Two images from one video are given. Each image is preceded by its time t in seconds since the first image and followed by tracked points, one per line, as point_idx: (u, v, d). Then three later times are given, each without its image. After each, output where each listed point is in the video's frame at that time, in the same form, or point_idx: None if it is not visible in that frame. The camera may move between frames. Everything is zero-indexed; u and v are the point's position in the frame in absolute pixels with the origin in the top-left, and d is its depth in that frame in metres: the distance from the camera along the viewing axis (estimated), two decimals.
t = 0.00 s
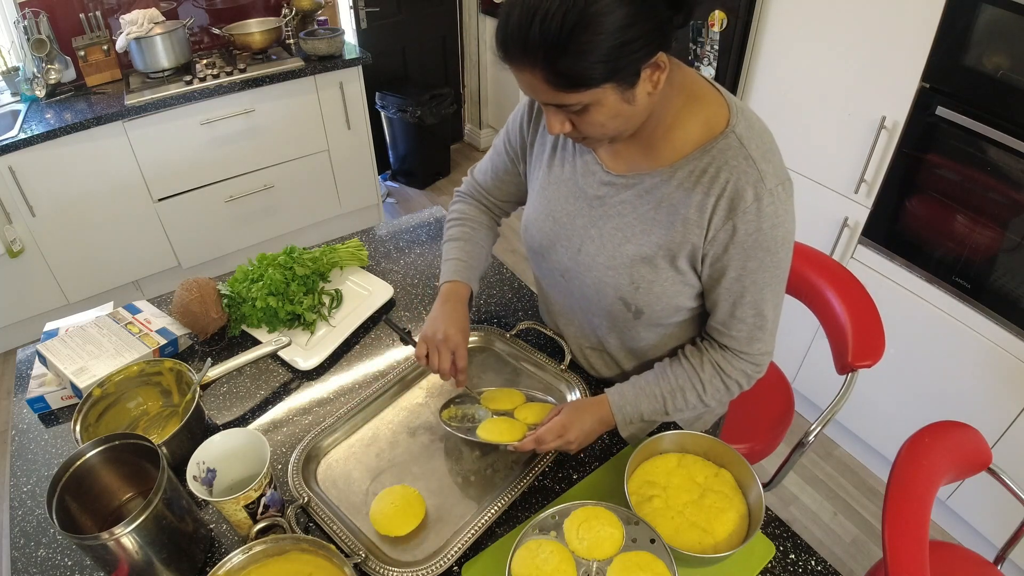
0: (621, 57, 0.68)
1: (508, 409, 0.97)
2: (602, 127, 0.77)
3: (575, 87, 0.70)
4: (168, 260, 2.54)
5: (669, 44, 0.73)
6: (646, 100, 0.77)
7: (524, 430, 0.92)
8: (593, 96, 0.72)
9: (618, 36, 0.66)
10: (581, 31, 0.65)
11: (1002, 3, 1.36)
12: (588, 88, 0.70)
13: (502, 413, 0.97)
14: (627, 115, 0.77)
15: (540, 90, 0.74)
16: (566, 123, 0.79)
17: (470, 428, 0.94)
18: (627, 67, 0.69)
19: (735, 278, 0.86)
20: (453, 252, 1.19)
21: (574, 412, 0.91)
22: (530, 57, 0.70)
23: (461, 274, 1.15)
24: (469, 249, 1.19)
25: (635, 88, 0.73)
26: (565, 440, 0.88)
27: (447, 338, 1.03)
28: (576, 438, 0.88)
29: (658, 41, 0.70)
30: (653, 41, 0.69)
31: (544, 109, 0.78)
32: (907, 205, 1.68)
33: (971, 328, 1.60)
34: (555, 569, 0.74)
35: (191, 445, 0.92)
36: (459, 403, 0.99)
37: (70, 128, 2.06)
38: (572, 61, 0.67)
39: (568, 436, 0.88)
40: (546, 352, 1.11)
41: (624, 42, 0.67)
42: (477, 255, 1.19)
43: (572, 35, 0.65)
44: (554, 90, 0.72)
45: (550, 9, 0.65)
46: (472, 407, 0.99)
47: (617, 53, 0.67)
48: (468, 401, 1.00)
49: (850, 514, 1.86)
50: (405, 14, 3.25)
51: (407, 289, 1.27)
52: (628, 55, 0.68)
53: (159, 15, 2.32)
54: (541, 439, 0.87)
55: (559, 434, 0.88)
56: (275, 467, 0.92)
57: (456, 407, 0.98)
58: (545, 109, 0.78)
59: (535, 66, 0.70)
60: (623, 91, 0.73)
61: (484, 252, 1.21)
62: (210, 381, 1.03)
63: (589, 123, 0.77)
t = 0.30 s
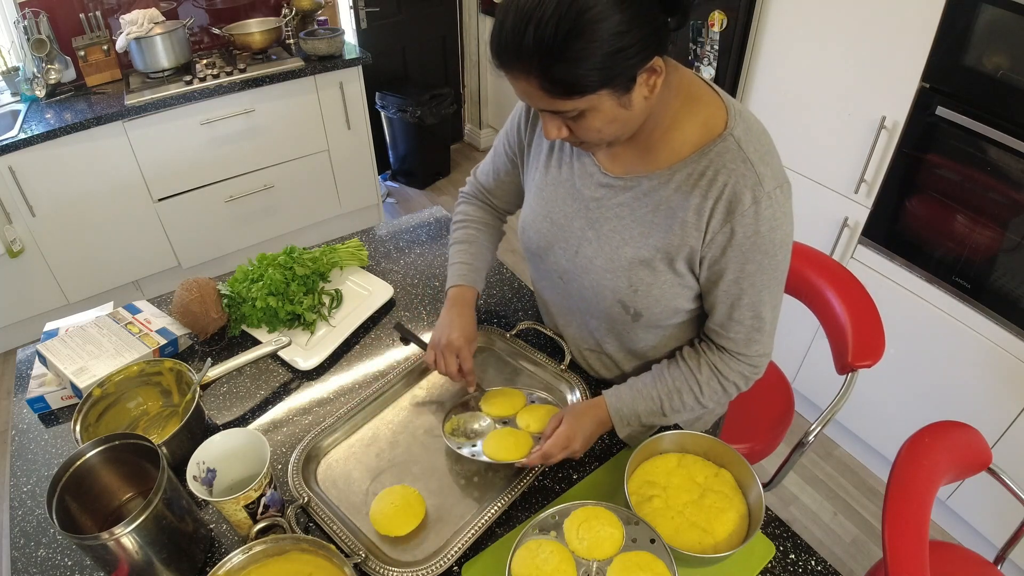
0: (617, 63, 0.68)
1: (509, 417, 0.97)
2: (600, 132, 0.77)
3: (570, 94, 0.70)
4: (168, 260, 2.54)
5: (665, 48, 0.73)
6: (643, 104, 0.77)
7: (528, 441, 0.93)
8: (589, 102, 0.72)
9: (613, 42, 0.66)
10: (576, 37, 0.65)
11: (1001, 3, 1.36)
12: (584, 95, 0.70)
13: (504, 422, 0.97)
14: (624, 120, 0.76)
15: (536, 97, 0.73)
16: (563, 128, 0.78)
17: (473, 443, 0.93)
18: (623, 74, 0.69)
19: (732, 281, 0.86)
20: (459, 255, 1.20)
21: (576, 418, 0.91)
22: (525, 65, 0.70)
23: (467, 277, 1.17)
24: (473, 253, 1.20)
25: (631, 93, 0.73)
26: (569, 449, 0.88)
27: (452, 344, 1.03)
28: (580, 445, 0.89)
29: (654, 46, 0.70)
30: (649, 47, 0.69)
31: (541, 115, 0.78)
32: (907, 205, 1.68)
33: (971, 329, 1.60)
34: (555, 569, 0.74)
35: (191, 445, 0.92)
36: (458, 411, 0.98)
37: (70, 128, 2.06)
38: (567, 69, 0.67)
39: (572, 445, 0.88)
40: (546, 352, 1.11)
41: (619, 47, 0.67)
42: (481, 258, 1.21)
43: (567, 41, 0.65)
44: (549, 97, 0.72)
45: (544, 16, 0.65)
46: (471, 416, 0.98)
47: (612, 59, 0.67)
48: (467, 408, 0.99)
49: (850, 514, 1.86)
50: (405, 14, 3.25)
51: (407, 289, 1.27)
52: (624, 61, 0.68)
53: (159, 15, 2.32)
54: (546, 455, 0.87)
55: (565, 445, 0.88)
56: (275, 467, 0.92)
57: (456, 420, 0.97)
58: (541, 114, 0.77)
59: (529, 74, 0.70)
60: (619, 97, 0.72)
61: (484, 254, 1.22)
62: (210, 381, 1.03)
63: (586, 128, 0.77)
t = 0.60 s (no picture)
0: (622, 59, 0.68)
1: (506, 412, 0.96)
2: (605, 129, 0.78)
3: (576, 90, 0.70)
4: (168, 260, 2.54)
5: (671, 45, 0.73)
6: (648, 101, 0.77)
7: (530, 439, 0.92)
8: (595, 98, 0.72)
9: (619, 39, 0.66)
10: (582, 34, 0.65)
11: (1001, 3, 1.36)
12: (589, 91, 0.70)
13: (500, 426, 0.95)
14: (630, 117, 0.77)
15: (543, 92, 0.74)
16: (569, 125, 0.79)
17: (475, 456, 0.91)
18: (628, 70, 0.69)
19: (735, 279, 0.86)
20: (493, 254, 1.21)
21: (574, 411, 0.91)
22: (531, 61, 0.70)
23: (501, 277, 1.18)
24: (505, 254, 1.22)
25: (638, 89, 0.73)
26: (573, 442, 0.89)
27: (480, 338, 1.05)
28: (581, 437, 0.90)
29: (658, 44, 0.70)
30: (654, 43, 0.69)
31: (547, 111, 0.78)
32: (907, 205, 1.68)
33: (971, 329, 1.60)
34: (555, 569, 0.74)
35: (191, 445, 0.92)
36: (453, 423, 0.95)
37: (70, 128, 2.06)
38: (573, 65, 0.67)
39: (575, 438, 0.89)
40: (546, 352, 1.11)
41: (625, 44, 0.67)
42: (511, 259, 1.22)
43: (573, 38, 0.65)
44: (556, 92, 0.72)
45: (550, 12, 0.65)
46: (465, 427, 0.95)
47: (619, 54, 0.67)
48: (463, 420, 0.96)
49: (850, 514, 1.86)
50: (405, 14, 3.25)
51: (407, 289, 1.27)
52: (629, 58, 0.68)
53: (159, 15, 2.32)
54: (555, 454, 0.86)
55: (568, 439, 0.88)
56: (275, 467, 0.92)
57: (452, 436, 0.93)
58: (548, 110, 0.78)
59: (536, 70, 0.70)
60: (625, 93, 0.73)
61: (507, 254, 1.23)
62: (210, 381, 1.03)
63: (592, 124, 0.77)
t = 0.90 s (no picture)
0: (638, 46, 0.68)
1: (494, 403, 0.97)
2: (618, 118, 0.77)
3: (592, 74, 0.70)
4: (168, 260, 2.54)
5: (687, 36, 0.73)
6: (662, 92, 0.77)
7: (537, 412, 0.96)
8: (609, 85, 0.72)
9: (636, 24, 0.66)
10: (600, 17, 0.65)
11: (1002, 3, 1.36)
12: (604, 76, 0.70)
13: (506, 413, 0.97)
14: (643, 107, 0.77)
15: (558, 78, 0.73)
16: (582, 114, 0.78)
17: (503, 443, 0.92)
18: (644, 57, 0.69)
19: (750, 273, 0.86)
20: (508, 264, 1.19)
21: (578, 374, 0.95)
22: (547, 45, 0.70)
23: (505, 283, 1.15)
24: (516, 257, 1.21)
25: (651, 78, 0.73)
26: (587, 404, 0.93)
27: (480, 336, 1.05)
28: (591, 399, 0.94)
29: (674, 34, 0.70)
30: (670, 33, 0.69)
31: (561, 99, 0.77)
32: (907, 205, 1.68)
33: (971, 328, 1.60)
34: (554, 569, 0.74)
35: (192, 445, 0.92)
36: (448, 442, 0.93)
37: (70, 128, 2.06)
38: (591, 49, 0.67)
39: (587, 400, 0.93)
40: (546, 352, 1.11)
41: (642, 31, 0.67)
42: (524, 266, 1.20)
43: (590, 21, 0.65)
44: (570, 77, 0.72)
45: None
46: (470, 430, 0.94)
47: (635, 40, 0.67)
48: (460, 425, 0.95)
49: (850, 514, 1.86)
50: (405, 14, 3.25)
51: (407, 289, 1.27)
52: (645, 45, 0.68)
53: (159, 15, 2.32)
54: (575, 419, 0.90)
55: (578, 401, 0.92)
56: (275, 467, 0.92)
57: (460, 446, 0.92)
58: (561, 98, 0.77)
59: (552, 54, 0.70)
60: (639, 82, 0.72)
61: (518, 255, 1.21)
62: (210, 381, 1.03)
63: (605, 113, 0.77)
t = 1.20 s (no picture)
0: (657, 41, 0.68)
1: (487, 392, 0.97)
2: (635, 113, 0.77)
3: (612, 68, 0.70)
4: (168, 260, 2.54)
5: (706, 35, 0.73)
6: (679, 90, 0.77)
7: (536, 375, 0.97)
8: (629, 79, 0.72)
9: (654, 20, 0.66)
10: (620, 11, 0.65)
11: (1002, 3, 1.36)
12: (624, 70, 0.70)
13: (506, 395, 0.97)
14: (660, 103, 0.77)
15: (578, 70, 0.73)
16: (598, 109, 0.78)
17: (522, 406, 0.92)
18: (661, 54, 0.70)
19: (764, 272, 0.86)
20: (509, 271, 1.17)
21: (579, 348, 0.97)
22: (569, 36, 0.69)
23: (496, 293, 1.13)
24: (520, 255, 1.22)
25: (671, 74, 0.73)
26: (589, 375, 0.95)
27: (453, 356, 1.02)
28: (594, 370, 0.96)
29: (696, 31, 0.70)
30: (690, 29, 0.69)
31: (578, 92, 0.77)
32: (907, 205, 1.68)
33: (971, 328, 1.60)
34: (554, 569, 0.73)
35: (192, 445, 0.92)
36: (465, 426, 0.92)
37: (70, 128, 2.06)
38: (615, 42, 0.67)
39: (590, 373, 0.95)
40: (546, 352, 1.11)
41: (662, 27, 0.67)
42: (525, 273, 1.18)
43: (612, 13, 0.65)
44: (591, 69, 0.72)
45: None
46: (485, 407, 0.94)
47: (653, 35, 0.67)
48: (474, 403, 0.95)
49: (850, 514, 1.86)
50: (406, 14, 3.25)
51: (407, 289, 1.27)
52: (663, 41, 0.68)
53: (159, 15, 2.32)
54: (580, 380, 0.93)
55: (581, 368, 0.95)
56: (274, 467, 0.92)
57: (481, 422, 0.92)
58: (578, 91, 0.77)
59: (575, 45, 0.70)
60: (659, 77, 0.73)
61: (517, 255, 1.19)
62: (210, 381, 1.03)
63: (621, 108, 0.77)
